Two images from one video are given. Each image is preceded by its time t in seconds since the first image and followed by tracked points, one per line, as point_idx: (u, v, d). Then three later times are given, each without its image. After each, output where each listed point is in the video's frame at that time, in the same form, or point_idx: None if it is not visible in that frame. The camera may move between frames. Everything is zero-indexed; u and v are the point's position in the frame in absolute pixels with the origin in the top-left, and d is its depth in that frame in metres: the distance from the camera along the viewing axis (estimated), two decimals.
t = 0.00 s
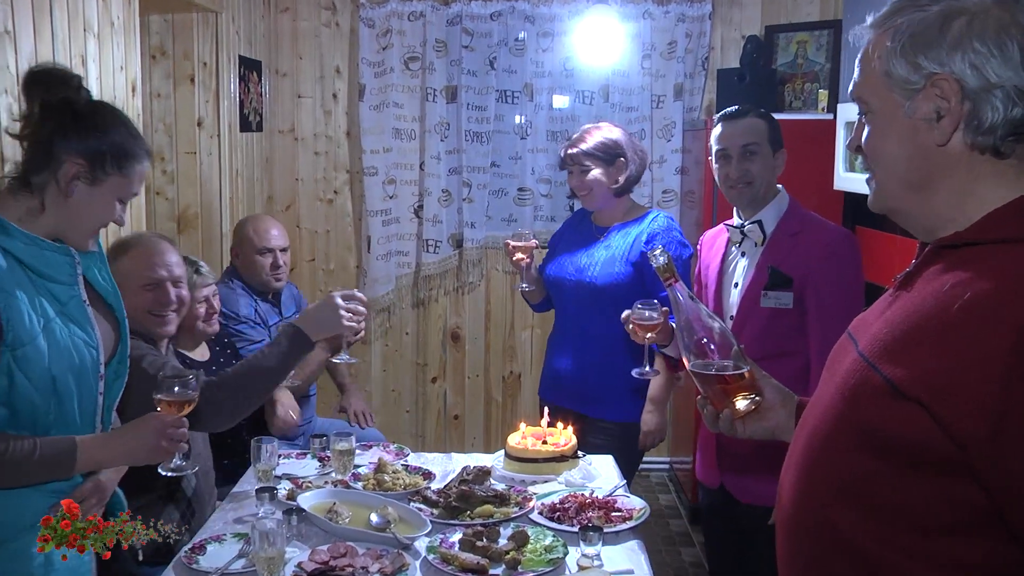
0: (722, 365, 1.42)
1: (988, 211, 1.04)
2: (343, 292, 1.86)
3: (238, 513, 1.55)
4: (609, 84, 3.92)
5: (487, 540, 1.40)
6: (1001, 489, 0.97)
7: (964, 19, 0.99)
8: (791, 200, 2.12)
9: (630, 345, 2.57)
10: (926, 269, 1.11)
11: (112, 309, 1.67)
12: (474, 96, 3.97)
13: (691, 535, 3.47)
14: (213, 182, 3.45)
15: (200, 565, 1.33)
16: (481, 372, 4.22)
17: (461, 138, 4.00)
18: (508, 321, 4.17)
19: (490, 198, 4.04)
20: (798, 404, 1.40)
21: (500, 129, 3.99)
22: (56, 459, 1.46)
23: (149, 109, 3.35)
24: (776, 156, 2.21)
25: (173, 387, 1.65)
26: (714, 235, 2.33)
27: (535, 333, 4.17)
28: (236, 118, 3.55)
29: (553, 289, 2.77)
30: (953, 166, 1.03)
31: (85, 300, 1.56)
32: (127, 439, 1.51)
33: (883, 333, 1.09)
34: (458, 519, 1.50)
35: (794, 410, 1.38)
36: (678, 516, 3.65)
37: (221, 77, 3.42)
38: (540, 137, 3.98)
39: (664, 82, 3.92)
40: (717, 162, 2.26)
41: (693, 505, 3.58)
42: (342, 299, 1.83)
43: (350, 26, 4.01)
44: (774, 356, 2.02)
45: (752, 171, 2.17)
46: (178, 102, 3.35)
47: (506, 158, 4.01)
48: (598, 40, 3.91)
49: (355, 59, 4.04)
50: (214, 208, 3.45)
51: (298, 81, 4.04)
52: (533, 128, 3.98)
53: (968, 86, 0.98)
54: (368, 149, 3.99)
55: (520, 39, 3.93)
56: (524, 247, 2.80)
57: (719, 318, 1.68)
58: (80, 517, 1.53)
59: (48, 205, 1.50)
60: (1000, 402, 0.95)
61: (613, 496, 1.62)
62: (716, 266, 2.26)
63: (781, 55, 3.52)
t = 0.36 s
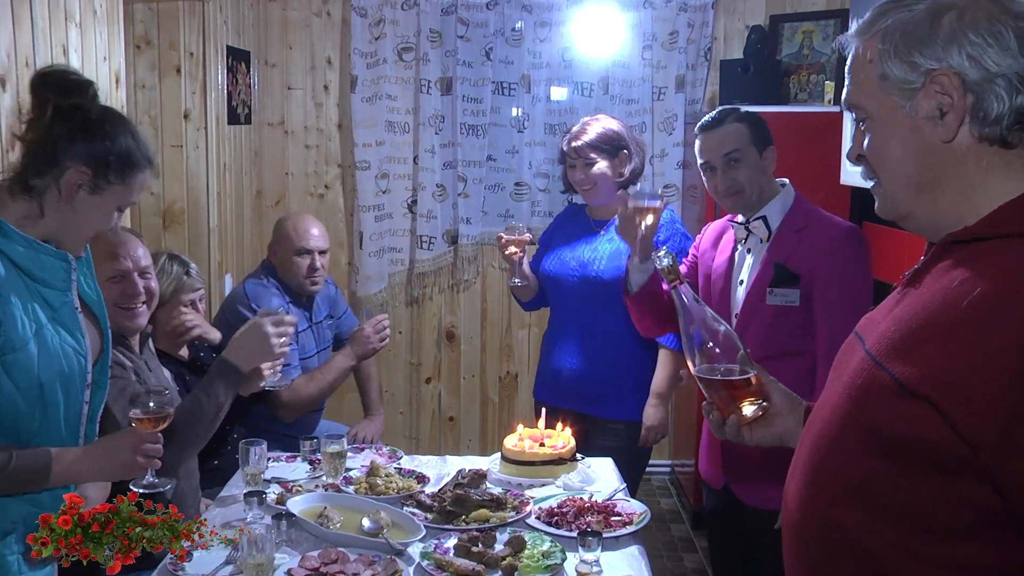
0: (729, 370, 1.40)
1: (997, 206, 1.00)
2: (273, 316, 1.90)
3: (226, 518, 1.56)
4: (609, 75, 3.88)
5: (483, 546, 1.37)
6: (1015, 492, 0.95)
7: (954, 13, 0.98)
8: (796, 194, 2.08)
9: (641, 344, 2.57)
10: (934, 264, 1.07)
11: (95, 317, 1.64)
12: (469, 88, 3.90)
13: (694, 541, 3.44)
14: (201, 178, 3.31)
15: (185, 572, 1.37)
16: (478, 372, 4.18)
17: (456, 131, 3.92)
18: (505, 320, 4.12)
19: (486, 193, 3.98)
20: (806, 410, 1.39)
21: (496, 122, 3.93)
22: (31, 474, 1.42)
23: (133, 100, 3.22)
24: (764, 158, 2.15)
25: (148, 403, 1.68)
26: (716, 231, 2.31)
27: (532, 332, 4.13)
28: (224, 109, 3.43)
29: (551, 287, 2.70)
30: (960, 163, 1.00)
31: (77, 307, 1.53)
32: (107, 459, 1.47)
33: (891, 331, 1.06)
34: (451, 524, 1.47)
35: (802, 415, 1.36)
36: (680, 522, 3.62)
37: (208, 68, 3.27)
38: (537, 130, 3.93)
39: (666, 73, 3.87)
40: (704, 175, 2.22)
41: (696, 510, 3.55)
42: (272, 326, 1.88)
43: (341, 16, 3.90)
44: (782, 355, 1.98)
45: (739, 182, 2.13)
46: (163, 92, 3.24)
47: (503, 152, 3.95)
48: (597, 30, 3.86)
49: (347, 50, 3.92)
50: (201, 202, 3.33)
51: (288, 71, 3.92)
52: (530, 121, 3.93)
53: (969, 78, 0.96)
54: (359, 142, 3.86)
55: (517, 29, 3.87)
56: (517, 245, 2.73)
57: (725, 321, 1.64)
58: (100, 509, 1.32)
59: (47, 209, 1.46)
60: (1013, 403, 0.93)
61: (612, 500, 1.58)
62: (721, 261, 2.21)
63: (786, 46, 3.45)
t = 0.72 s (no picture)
0: (732, 373, 1.37)
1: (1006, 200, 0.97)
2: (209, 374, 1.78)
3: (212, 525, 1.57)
4: (609, 65, 3.79)
5: (478, 551, 1.35)
6: None
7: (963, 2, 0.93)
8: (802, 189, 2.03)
9: (645, 340, 2.54)
10: (941, 261, 1.03)
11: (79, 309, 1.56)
12: (464, 78, 3.81)
13: (696, 546, 3.39)
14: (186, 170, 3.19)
15: None
16: (473, 371, 4.09)
17: (451, 123, 3.84)
18: (501, 319, 4.05)
19: (482, 186, 3.87)
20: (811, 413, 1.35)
21: (493, 113, 3.83)
22: (26, 465, 1.39)
23: (114, 91, 3.00)
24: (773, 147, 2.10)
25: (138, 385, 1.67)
26: (716, 225, 2.27)
27: (529, 330, 4.06)
28: (209, 100, 3.36)
29: (553, 287, 2.64)
30: (964, 158, 0.97)
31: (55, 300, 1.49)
32: (98, 443, 1.46)
33: (897, 330, 1.01)
34: (445, 528, 1.46)
35: (807, 420, 1.33)
36: (682, 526, 3.57)
37: (192, 57, 3.19)
38: (535, 122, 3.83)
39: (668, 63, 3.78)
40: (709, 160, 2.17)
41: (698, 514, 3.50)
42: (209, 387, 1.76)
43: (332, 4, 3.83)
44: (785, 355, 1.94)
45: (745, 170, 2.08)
46: (146, 84, 3.04)
47: (499, 144, 3.85)
48: (597, 18, 3.76)
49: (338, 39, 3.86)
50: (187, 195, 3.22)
51: (277, 61, 3.84)
52: (528, 112, 3.83)
53: (974, 72, 0.92)
54: (350, 133, 3.80)
55: (514, 18, 3.78)
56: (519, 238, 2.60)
57: (727, 323, 1.60)
58: (100, 507, 1.32)
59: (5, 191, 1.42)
60: None
61: (611, 504, 1.57)
62: (722, 257, 2.17)
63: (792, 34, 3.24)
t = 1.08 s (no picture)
0: (737, 376, 1.33)
1: None
2: (169, 410, 1.72)
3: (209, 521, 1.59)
4: (610, 55, 3.72)
5: (474, 558, 1.35)
6: None
7: None
8: (808, 185, 1.99)
9: (644, 340, 2.49)
10: (956, 260, 1.04)
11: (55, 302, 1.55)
12: (461, 69, 3.75)
13: (700, 554, 3.35)
14: (172, 162, 3.16)
15: None
16: (468, 372, 4.04)
17: (446, 116, 3.77)
18: (497, 319, 4.00)
19: (478, 180, 3.81)
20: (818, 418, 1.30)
21: (490, 105, 3.77)
22: (21, 426, 1.42)
23: (97, 81, 2.99)
24: (792, 134, 2.07)
25: (125, 313, 1.63)
26: (725, 223, 2.20)
27: (527, 330, 4.00)
28: (196, 91, 3.31)
29: (546, 285, 2.59)
30: (978, 150, 0.97)
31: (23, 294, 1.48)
32: (94, 380, 1.46)
33: (910, 331, 1.03)
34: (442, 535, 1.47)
35: (812, 426, 1.28)
36: (685, 532, 3.53)
37: (179, 47, 3.15)
38: (533, 114, 3.76)
39: (671, 53, 3.71)
40: (724, 138, 2.13)
41: (702, 520, 3.46)
42: (169, 424, 1.71)
43: None
44: (790, 358, 1.90)
45: (762, 149, 2.03)
46: (129, 75, 3.02)
47: (495, 137, 3.78)
48: (597, 8, 3.71)
49: (328, 28, 3.78)
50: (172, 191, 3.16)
51: (267, 52, 3.79)
52: (525, 104, 3.76)
53: (991, 62, 0.92)
54: (343, 126, 3.73)
55: (512, 7, 3.72)
56: (525, 164, 2.50)
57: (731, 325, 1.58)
58: (101, 508, 1.37)
59: None
60: None
61: (611, 509, 1.56)
62: (725, 254, 2.13)
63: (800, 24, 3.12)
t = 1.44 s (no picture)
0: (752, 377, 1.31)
1: None
2: (143, 418, 1.72)
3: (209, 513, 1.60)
4: (611, 43, 3.66)
5: (470, 565, 1.41)
6: None
7: None
8: (816, 178, 1.95)
9: (642, 340, 2.45)
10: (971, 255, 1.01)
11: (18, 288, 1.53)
12: (456, 57, 3.69)
13: (705, 560, 3.30)
14: (155, 155, 3.12)
15: None
16: (465, 371, 3.99)
17: (441, 105, 3.71)
18: (494, 317, 3.95)
19: (474, 172, 3.76)
20: (826, 423, 1.30)
21: (487, 94, 3.71)
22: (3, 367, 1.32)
23: (77, 68, 2.92)
24: (803, 126, 2.02)
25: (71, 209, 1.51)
26: (733, 217, 2.15)
27: (525, 328, 3.95)
28: (181, 79, 3.26)
29: (538, 280, 2.54)
30: (995, 140, 0.93)
31: None
32: (53, 288, 1.35)
33: (922, 331, 1.01)
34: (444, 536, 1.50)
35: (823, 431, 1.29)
36: (690, 540, 3.48)
37: (162, 33, 3.10)
38: (530, 104, 3.69)
39: (676, 40, 3.66)
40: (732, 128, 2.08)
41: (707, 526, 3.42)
42: (142, 432, 1.71)
43: None
44: (797, 357, 1.86)
45: (772, 140, 1.99)
46: (110, 62, 2.97)
47: (493, 128, 3.74)
48: None
49: (319, 14, 3.72)
50: (156, 183, 3.12)
51: (254, 37, 3.72)
52: (523, 93, 3.69)
53: (1012, 48, 0.88)
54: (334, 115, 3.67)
55: None
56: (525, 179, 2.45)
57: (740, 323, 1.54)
58: (103, 509, 1.43)
59: None
60: None
61: (612, 514, 1.60)
62: (730, 249, 2.09)
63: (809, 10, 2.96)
